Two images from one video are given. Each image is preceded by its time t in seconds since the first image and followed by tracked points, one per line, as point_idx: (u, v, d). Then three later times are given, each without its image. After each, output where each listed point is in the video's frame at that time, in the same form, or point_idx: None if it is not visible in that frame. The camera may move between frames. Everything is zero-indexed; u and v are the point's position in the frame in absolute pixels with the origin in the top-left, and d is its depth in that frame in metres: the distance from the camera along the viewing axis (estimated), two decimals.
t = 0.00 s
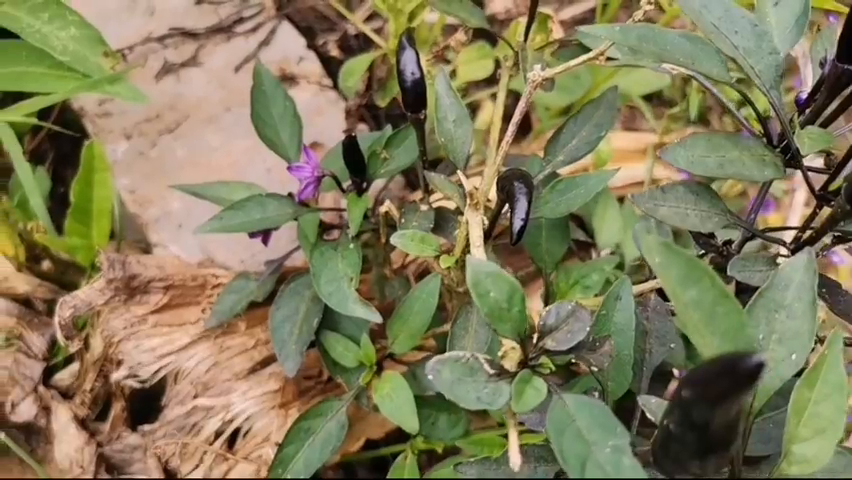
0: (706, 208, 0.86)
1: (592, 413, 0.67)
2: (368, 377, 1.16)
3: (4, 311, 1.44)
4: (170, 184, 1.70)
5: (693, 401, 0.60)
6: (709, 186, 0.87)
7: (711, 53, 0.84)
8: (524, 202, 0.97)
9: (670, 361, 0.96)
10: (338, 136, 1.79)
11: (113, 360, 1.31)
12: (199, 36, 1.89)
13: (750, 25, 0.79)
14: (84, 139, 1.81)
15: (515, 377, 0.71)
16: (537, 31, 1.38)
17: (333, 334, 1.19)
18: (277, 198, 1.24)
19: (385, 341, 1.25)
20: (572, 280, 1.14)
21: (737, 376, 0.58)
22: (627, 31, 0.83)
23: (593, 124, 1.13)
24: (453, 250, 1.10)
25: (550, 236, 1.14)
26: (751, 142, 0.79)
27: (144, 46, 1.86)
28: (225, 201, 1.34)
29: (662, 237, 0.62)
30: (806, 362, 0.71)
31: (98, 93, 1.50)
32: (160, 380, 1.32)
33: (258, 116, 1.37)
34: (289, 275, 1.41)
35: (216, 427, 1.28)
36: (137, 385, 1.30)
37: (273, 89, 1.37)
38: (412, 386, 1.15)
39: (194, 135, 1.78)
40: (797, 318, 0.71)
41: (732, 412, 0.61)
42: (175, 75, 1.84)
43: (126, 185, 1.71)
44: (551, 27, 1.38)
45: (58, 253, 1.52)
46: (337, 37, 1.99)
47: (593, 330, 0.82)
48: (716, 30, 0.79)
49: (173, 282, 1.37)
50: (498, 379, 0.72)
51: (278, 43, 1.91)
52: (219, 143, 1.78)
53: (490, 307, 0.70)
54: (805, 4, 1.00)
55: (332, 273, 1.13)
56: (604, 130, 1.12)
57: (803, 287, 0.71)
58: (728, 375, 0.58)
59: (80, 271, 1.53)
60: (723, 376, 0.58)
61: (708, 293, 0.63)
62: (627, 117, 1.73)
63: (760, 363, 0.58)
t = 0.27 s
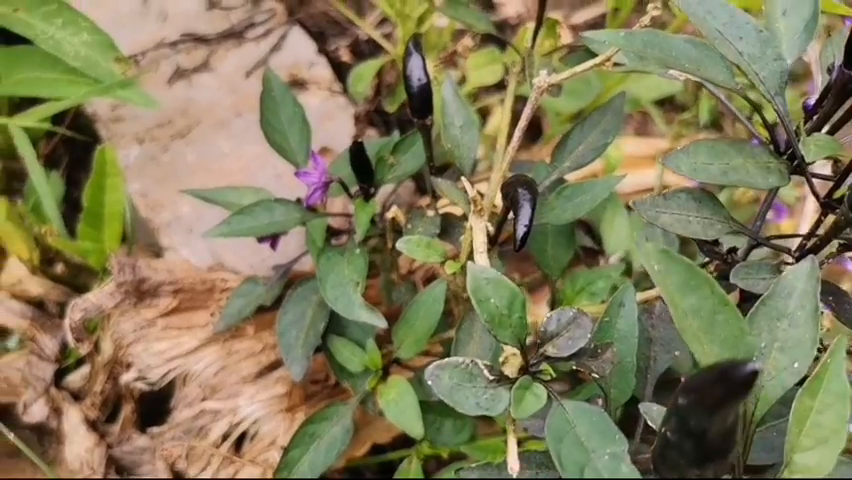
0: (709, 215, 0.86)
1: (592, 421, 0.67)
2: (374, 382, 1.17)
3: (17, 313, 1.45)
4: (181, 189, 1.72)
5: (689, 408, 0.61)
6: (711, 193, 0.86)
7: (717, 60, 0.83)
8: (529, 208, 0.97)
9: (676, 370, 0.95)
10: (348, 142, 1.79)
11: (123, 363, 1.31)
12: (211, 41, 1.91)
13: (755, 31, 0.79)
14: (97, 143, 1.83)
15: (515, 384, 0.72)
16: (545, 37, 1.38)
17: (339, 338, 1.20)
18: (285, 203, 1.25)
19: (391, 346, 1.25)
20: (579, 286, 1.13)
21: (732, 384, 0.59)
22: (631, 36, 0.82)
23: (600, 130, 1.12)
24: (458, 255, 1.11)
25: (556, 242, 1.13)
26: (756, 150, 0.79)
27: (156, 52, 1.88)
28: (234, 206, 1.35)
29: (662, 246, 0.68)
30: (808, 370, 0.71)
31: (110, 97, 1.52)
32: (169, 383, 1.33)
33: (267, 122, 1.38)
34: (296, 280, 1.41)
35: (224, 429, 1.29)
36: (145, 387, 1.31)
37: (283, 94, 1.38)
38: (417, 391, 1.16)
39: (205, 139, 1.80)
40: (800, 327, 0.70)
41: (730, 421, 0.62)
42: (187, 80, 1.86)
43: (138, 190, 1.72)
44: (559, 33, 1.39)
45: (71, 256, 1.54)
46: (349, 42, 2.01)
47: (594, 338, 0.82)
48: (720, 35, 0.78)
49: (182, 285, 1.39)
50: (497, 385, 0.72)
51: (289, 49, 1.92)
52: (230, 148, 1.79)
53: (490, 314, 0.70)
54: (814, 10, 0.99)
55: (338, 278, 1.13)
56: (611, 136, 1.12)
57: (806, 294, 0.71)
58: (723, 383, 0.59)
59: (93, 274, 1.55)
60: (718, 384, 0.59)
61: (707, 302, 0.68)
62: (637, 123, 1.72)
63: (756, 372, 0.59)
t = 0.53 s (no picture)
0: (707, 217, 0.87)
1: (587, 419, 0.68)
2: (379, 379, 1.18)
3: (33, 309, 1.50)
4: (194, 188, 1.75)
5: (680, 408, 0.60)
6: (710, 195, 0.87)
7: (719, 63, 0.84)
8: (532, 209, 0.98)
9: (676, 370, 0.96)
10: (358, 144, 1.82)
11: (134, 358, 1.34)
12: (225, 43, 1.93)
13: (756, 34, 0.78)
14: (114, 143, 1.87)
15: (511, 382, 0.72)
16: (553, 41, 1.39)
17: (345, 336, 1.21)
18: (293, 203, 1.26)
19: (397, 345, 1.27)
20: (583, 287, 1.13)
21: (722, 383, 0.60)
22: (632, 40, 0.83)
23: (604, 132, 1.13)
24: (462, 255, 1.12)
25: (560, 243, 1.14)
26: (755, 151, 0.79)
27: (171, 53, 1.90)
28: (245, 205, 1.38)
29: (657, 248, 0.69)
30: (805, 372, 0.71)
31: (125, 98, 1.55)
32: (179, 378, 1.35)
33: (277, 123, 1.40)
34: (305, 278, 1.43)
35: (232, 425, 1.32)
36: (156, 382, 1.33)
37: (294, 96, 1.40)
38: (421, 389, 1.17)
39: (219, 140, 1.83)
40: (797, 329, 0.71)
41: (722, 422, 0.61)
42: (201, 81, 1.89)
43: (153, 189, 1.75)
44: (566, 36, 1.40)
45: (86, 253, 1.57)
46: (362, 44, 2.03)
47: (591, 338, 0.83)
48: (721, 39, 0.78)
49: (192, 282, 1.41)
50: (493, 382, 0.73)
51: (302, 51, 1.95)
52: (243, 148, 1.82)
53: (487, 312, 0.71)
54: (821, 13, 0.99)
55: (344, 277, 1.15)
56: (616, 138, 1.13)
57: (804, 297, 0.71)
58: (712, 382, 0.59)
59: (107, 271, 1.58)
60: (707, 382, 0.59)
61: (702, 302, 0.69)
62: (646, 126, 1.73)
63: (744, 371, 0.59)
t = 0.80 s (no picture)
0: (700, 221, 0.87)
1: (577, 420, 0.68)
2: (378, 380, 1.19)
3: (40, 309, 1.52)
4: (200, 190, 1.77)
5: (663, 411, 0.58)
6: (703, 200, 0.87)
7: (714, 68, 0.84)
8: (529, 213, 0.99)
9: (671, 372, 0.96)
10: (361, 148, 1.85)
11: (138, 358, 1.37)
12: (232, 48, 1.94)
13: (749, 38, 0.79)
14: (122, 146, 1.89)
15: (502, 383, 0.72)
16: (554, 45, 1.40)
17: (346, 337, 1.23)
18: (295, 205, 1.27)
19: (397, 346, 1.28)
20: (581, 289, 1.14)
21: (704, 385, 0.57)
22: (627, 45, 0.83)
23: (602, 135, 1.14)
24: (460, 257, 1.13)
25: (558, 245, 1.15)
26: (749, 155, 0.80)
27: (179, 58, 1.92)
28: (248, 207, 1.39)
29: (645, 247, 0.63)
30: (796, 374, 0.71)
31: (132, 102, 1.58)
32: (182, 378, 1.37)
33: (281, 126, 1.41)
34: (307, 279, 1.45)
35: (234, 425, 1.34)
36: (159, 382, 1.36)
37: (297, 99, 1.41)
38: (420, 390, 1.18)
39: (225, 143, 1.85)
40: (788, 331, 0.71)
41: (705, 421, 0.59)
42: (208, 85, 1.91)
43: (160, 191, 1.79)
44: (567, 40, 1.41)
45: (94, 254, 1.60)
46: (368, 48, 2.06)
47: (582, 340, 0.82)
48: (713, 42, 0.79)
49: (196, 284, 1.39)
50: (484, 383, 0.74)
51: (308, 55, 1.97)
52: (248, 151, 1.84)
53: (480, 314, 0.71)
54: (817, 17, 1.00)
55: (344, 278, 1.16)
56: (614, 141, 1.14)
57: (795, 300, 0.71)
58: (695, 385, 0.57)
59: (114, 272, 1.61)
60: (689, 386, 0.57)
61: (691, 304, 0.64)
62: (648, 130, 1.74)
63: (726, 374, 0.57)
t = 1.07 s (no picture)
0: (683, 226, 0.79)
1: (556, 425, 0.68)
2: (367, 383, 1.20)
3: (33, 311, 1.51)
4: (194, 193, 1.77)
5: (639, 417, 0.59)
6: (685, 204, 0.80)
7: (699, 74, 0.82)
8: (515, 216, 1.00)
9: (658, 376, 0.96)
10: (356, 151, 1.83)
11: (128, 360, 1.37)
12: (228, 51, 1.96)
13: (731, 44, 0.80)
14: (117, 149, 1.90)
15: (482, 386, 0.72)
16: (544, 50, 1.40)
17: (335, 340, 1.23)
18: (285, 207, 1.27)
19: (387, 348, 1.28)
20: (570, 291, 1.14)
21: (677, 392, 0.59)
22: (611, 50, 0.82)
23: (591, 139, 1.15)
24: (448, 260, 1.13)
25: (546, 247, 1.16)
26: (732, 161, 0.80)
27: (175, 61, 1.94)
28: (240, 210, 1.40)
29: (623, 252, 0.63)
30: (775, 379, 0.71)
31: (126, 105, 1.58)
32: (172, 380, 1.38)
33: (273, 129, 1.42)
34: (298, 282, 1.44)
35: (223, 427, 1.34)
36: (149, 384, 1.36)
37: (290, 103, 1.42)
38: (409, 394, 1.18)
39: (219, 146, 1.85)
40: (769, 336, 0.71)
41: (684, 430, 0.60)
42: (203, 89, 1.92)
43: (154, 193, 1.78)
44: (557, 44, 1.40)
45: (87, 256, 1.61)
46: (364, 51, 2.08)
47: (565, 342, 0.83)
48: (697, 47, 0.80)
49: (187, 286, 1.39)
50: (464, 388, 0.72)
51: (303, 59, 1.97)
52: (242, 154, 1.84)
53: (461, 317, 0.71)
54: (803, 23, 1.00)
55: (334, 281, 1.16)
56: (602, 145, 1.14)
57: (776, 305, 0.71)
58: (668, 390, 0.59)
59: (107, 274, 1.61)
60: (662, 392, 0.59)
61: (670, 308, 0.64)
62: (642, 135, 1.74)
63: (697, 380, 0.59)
